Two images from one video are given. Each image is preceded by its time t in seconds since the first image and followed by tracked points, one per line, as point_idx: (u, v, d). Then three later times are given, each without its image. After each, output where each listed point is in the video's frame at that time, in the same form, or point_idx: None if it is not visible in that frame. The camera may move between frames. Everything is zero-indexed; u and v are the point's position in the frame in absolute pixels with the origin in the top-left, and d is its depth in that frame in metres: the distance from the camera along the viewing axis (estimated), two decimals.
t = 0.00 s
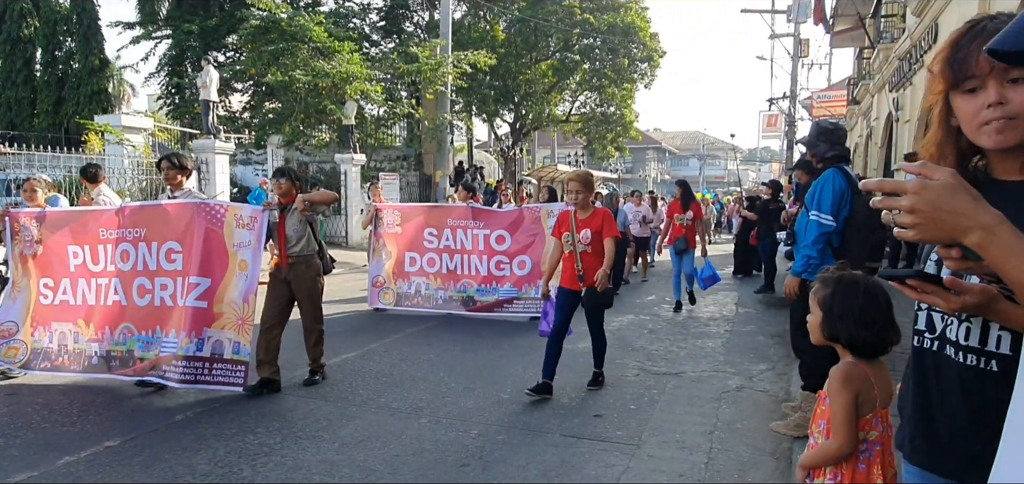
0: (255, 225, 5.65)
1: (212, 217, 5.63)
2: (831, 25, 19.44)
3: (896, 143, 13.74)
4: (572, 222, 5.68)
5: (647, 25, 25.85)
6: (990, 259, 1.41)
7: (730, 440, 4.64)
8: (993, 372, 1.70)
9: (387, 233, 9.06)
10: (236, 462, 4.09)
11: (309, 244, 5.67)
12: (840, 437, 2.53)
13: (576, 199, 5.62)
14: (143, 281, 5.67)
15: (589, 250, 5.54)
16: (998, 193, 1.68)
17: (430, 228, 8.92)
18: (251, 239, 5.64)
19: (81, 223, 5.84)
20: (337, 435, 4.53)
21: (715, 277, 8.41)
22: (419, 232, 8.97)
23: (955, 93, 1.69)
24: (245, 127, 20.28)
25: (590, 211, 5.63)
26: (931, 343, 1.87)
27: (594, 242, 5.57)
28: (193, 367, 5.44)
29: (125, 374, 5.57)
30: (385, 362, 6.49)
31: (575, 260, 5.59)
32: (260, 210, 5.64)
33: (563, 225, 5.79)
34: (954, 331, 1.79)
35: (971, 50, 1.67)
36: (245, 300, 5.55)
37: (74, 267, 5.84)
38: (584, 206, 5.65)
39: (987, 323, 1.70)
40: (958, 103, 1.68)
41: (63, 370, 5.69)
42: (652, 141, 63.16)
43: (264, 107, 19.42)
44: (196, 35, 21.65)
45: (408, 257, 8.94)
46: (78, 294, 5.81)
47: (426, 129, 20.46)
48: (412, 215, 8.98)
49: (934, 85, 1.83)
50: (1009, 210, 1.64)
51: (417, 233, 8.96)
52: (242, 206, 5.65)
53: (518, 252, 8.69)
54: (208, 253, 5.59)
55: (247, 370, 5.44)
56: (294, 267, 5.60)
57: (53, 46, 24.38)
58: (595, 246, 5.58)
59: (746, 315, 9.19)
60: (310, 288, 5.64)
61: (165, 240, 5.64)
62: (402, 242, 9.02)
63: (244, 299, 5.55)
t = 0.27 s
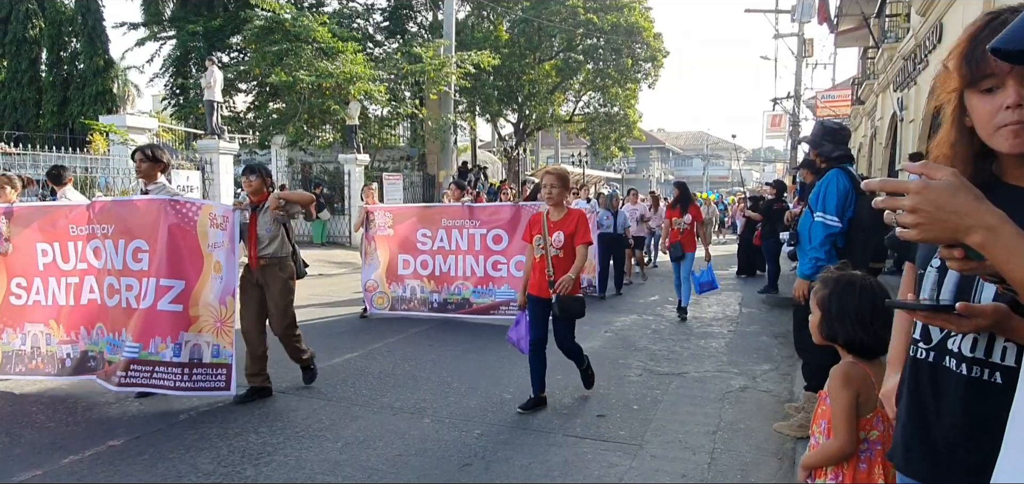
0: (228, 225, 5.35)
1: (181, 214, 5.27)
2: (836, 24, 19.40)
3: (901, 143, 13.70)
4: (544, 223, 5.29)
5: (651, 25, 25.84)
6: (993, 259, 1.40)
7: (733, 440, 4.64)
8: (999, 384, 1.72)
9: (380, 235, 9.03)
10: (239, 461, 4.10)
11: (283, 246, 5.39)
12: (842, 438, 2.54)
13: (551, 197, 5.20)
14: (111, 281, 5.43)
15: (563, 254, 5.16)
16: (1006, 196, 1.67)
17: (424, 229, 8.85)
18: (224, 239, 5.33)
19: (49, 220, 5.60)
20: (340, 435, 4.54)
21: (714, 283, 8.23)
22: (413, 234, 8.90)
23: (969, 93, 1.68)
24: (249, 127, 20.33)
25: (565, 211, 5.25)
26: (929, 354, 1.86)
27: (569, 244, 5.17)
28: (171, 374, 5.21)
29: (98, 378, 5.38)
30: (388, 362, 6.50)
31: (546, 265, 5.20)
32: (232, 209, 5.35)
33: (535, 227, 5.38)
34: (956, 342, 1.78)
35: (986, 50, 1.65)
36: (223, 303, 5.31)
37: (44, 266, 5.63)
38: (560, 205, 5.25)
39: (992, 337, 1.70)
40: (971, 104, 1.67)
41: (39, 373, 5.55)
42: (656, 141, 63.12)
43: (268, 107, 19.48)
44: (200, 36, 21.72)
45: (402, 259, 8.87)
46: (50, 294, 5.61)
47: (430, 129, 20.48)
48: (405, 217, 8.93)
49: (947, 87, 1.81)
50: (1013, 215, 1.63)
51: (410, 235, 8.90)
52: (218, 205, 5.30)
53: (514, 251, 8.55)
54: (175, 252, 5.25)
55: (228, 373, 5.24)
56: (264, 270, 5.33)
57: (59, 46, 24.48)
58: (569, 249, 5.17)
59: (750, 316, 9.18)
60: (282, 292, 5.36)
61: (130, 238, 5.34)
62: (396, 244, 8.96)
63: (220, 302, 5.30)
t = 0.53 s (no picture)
0: (204, 226, 5.19)
1: (155, 217, 5.10)
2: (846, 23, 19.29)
3: (912, 142, 13.61)
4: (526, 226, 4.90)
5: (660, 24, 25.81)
6: (1003, 259, 1.39)
7: (742, 440, 4.62)
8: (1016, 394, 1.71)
9: (376, 233, 8.77)
10: (249, 460, 4.12)
11: (262, 248, 5.11)
12: (849, 438, 2.52)
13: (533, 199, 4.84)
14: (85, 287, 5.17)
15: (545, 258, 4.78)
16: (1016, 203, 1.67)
17: (421, 228, 8.58)
18: (201, 240, 5.18)
19: (19, 224, 5.26)
20: (349, 434, 4.56)
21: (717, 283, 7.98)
22: (410, 233, 8.63)
23: (979, 97, 1.66)
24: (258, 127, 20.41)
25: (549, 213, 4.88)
26: (939, 364, 1.84)
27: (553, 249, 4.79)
28: (150, 383, 5.03)
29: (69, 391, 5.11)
30: (397, 361, 6.51)
31: (524, 269, 4.85)
32: (208, 208, 5.15)
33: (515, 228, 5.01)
34: (970, 353, 1.77)
35: (997, 53, 1.63)
36: (202, 308, 5.16)
37: (16, 272, 5.28)
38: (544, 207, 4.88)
39: (1009, 349, 1.69)
40: (982, 108, 1.65)
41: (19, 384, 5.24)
42: (664, 140, 62.92)
43: (277, 107, 19.55)
44: (210, 37, 21.83)
45: (397, 260, 8.64)
46: (25, 302, 5.29)
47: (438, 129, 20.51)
48: (402, 215, 8.64)
49: (956, 91, 1.80)
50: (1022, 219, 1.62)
51: (406, 235, 8.63)
52: (189, 205, 5.13)
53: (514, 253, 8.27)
54: (156, 256, 5.12)
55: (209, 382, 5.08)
56: (243, 273, 5.07)
57: (70, 47, 24.67)
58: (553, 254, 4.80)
59: (759, 315, 9.15)
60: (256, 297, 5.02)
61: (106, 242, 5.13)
62: (392, 244, 8.70)
63: (199, 307, 5.16)
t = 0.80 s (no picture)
0: (191, 230, 4.88)
1: (138, 219, 4.85)
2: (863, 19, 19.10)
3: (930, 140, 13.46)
4: (517, 227, 4.44)
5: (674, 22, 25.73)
6: None
7: (758, 440, 4.60)
8: None
9: (375, 236, 8.62)
10: (266, 457, 4.15)
11: (243, 255, 4.83)
12: (865, 437, 2.53)
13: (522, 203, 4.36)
14: (62, 292, 4.91)
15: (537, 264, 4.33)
16: None
17: (422, 230, 8.46)
18: (186, 245, 4.87)
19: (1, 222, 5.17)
20: (364, 432, 4.59)
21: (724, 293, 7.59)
22: (410, 235, 8.53)
23: (1003, 102, 1.63)
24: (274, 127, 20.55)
25: (541, 214, 4.42)
26: (960, 371, 1.83)
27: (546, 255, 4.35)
28: (137, 388, 4.86)
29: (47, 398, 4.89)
30: (411, 360, 6.54)
31: (513, 273, 4.41)
32: (195, 212, 4.86)
33: (506, 228, 4.57)
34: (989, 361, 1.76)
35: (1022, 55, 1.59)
36: (188, 315, 4.88)
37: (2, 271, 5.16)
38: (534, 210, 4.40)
39: None
40: (1006, 113, 1.62)
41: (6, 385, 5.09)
42: (679, 139, 62.67)
43: (293, 107, 19.68)
44: (226, 38, 22.04)
45: (398, 262, 8.49)
46: (10, 302, 5.15)
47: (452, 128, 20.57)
48: (403, 217, 8.53)
49: (976, 96, 1.77)
50: None
51: (406, 237, 8.51)
52: (172, 208, 4.86)
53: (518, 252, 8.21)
54: (137, 260, 4.86)
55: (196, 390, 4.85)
56: (223, 279, 4.79)
57: (89, 49, 24.99)
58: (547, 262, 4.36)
59: (774, 315, 9.09)
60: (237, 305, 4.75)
61: (82, 244, 4.86)
62: (392, 247, 8.57)
63: (185, 314, 4.88)
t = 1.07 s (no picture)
0: (178, 230, 4.70)
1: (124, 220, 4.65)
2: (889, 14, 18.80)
3: (959, 137, 13.22)
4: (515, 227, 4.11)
5: (697, 19, 25.56)
6: None
7: (783, 441, 4.56)
8: None
9: (382, 236, 8.44)
10: (291, 454, 4.21)
11: (238, 256, 4.62)
12: (893, 438, 2.50)
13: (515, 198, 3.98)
14: (49, 293, 4.75)
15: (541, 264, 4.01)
16: None
17: (430, 230, 8.23)
18: (174, 246, 4.69)
19: None
20: (387, 430, 4.63)
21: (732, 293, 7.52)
22: (417, 235, 8.31)
23: None
24: (297, 127, 20.75)
25: (538, 213, 4.06)
26: (992, 375, 1.80)
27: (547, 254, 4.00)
28: (127, 395, 4.68)
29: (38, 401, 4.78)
30: (433, 359, 6.57)
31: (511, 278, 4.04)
32: (183, 211, 4.68)
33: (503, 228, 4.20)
34: None
35: None
36: (173, 321, 4.63)
37: None
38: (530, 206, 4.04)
39: None
40: None
41: None
42: (701, 137, 62.16)
43: (315, 108, 19.87)
44: (251, 40, 22.30)
45: (405, 262, 8.28)
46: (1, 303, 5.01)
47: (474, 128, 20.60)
48: (410, 217, 8.32)
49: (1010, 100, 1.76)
50: None
51: (413, 237, 8.29)
52: (159, 207, 4.66)
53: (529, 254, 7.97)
54: (124, 262, 4.66)
55: (183, 399, 4.62)
56: (218, 281, 4.61)
57: (117, 51, 25.45)
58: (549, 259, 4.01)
59: (798, 315, 9.00)
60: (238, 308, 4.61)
61: (69, 244, 4.69)
62: (399, 246, 8.38)
63: (169, 320, 4.64)
